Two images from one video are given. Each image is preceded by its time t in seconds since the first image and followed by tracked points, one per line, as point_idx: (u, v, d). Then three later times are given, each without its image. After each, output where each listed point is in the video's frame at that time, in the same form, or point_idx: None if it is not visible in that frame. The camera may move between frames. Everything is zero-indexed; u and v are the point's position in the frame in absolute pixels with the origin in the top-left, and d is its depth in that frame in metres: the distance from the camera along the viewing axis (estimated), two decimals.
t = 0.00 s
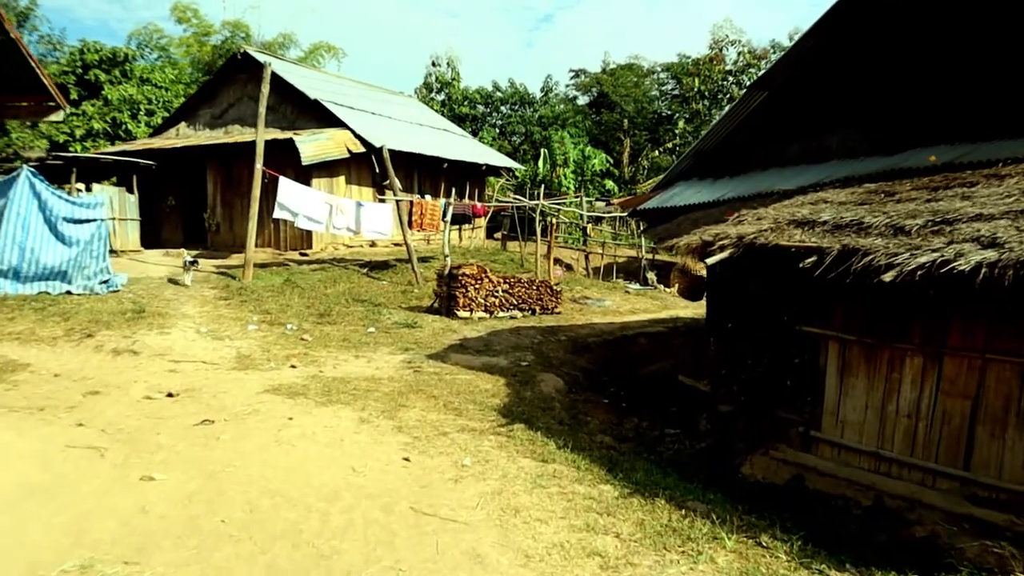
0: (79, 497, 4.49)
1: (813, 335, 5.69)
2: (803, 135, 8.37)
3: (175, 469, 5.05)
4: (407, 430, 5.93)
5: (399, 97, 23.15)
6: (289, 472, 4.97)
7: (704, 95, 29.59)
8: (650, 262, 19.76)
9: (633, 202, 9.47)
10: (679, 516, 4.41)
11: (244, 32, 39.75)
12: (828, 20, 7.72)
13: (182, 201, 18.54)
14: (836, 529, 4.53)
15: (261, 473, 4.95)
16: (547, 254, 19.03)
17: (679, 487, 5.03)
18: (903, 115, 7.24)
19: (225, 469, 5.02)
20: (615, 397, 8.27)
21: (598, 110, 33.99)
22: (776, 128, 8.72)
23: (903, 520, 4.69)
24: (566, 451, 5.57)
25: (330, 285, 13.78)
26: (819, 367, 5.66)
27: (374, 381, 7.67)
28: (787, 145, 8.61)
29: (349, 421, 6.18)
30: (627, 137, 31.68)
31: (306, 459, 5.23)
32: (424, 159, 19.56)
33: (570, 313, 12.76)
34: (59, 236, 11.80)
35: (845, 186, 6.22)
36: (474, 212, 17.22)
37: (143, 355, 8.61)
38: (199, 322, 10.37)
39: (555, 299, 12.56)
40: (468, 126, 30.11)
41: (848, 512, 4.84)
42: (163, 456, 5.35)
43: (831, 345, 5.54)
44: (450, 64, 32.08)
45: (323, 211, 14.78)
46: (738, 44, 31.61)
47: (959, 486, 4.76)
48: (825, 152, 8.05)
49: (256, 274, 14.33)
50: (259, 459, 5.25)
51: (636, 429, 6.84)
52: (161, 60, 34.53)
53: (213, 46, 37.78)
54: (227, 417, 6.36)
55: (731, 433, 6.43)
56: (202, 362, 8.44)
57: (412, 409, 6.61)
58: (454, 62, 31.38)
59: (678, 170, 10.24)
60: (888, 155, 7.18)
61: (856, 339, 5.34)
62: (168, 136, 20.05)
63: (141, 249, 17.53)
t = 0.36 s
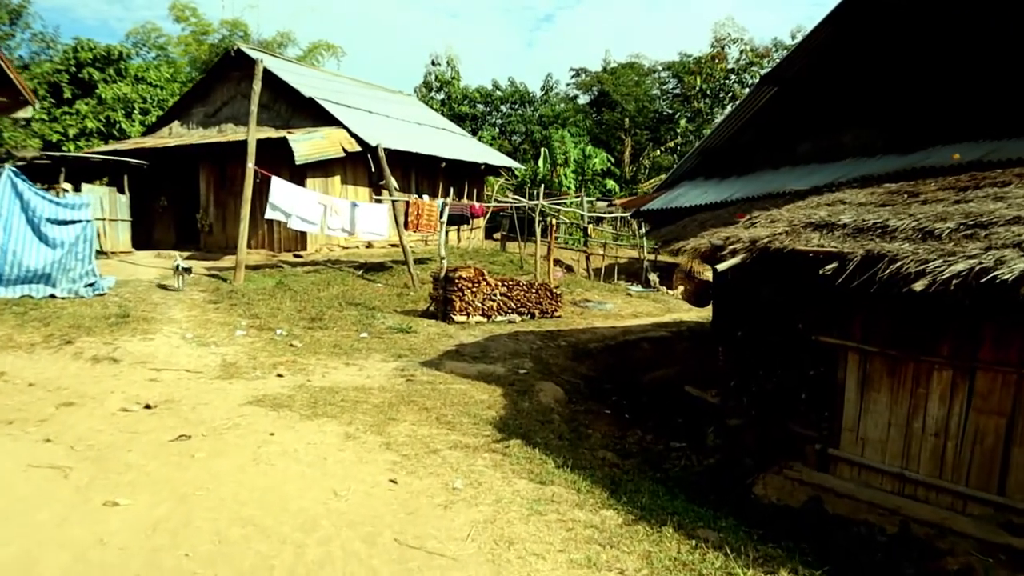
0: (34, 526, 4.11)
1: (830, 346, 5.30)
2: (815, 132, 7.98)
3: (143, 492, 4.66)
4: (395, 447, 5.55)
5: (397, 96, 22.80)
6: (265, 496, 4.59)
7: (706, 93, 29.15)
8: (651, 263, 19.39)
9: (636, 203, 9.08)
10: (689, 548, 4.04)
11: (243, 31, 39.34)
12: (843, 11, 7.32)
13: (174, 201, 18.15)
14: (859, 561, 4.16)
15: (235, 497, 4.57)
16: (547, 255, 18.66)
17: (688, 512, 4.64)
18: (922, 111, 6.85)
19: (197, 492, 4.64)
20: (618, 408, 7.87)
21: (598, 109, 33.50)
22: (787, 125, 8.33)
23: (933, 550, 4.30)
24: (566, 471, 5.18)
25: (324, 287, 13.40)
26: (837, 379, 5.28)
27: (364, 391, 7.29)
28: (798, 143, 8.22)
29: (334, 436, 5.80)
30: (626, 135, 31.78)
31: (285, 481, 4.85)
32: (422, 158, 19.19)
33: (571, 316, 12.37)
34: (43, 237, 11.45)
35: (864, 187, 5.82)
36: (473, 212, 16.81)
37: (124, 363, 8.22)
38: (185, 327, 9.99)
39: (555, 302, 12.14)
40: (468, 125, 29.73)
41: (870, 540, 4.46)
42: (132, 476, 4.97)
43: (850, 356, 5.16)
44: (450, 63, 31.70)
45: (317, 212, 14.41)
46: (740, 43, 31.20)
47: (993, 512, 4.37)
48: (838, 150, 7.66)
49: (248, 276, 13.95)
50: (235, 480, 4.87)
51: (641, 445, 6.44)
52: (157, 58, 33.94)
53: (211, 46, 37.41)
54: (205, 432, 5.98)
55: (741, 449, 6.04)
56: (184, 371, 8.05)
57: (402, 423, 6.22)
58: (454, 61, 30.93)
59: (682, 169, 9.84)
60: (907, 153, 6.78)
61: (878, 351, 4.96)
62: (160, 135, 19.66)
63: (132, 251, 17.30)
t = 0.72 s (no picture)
0: None
1: (855, 358, 4.94)
2: (831, 129, 7.61)
3: (113, 518, 4.29)
4: (388, 466, 5.17)
5: (395, 94, 22.43)
6: (246, 524, 4.23)
7: (708, 93, 28.66)
8: (654, 264, 19.02)
9: (643, 203, 8.71)
10: None
11: (241, 30, 38.96)
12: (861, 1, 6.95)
13: (167, 201, 17.76)
14: None
15: (212, 525, 4.20)
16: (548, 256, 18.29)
17: (705, 540, 4.28)
18: (945, 107, 6.48)
19: (171, 520, 4.28)
20: (624, 420, 7.49)
21: (598, 109, 33.07)
22: (801, 122, 7.97)
23: None
24: (571, 493, 4.82)
25: (319, 290, 13.03)
26: (862, 394, 4.91)
27: (357, 403, 6.92)
28: (813, 140, 7.86)
29: (323, 453, 5.44)
30: (627, 134, 31.37)
31: (268, 506, 4.49)
32: (420, 157, 18.82)
33: (573, 320, 12.00)
34: (27, 238, 11.09)
35: (889, 187, 5.46)
36: (472, 213, 16.45)
37: (106, 371, 7.85)
38: (173, 333, 9.62)
39: (556, 305, 11.77)
40: (467, 125, 29.34)
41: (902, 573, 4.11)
42: (103, 500, 4.60)
43: (877, 369, 4.79)
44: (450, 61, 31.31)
45: (312, 212, 14.06)
46: (742, 41, 30.73)
47: None
48: (856, 148, 7.30)
49: (240, 278, 13.57)
50: (214, 505, 4.51)
51: (650, 462, 6.07)
52: (153, 56, 33.46)
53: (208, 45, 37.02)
54: (186, 448, 5.61)
55: (756, 465, 5.67)
56: (168, 379, 7.66)
57: (395, 438, 5.84)
58: (453, 59, 30.50)
59: (690, 168, 9.47)
60: (929, 151, 6.42)
61: (907, 364, 4.60)
62: (153, 134, 19.27)
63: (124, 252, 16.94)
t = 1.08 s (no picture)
0: None
1: (875, 364, 4.58)
2: (843, 122, 7.24)
3: (69, 539, 3.94)
4: (371, 479, 4.81)
5: (392, 91, 22.07)
6: (213, 546, 3.89)
7: (710, 91, 28.31)
8: (655, 264, 18.68)
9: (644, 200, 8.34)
10: None
11: (240, 29, 38.68)
12: None
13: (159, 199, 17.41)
14: None
15: (176, 547, 3.86)
16: (547, 256, 17.94)
17: (713, 563, 3.92)
18: (966, 96, 6.11)
19: (132, 540, 3.93)
20: (625, 428, 7.12)
21: (599, 108, 32.70)
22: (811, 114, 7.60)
23: None
24: (568, 510, 4.47)
25: (312, 290, 12.68)
26: (883, 402, 4.55)
27: (342, 409, 6.55)
28: (824, 132, 7.48)
29: (304, 464, 5.09)
30: (628, 133, 31.01)
31: (239, 525, 4.15)
32: (417, 155, 18.46)
33: (572, 321, 11.64)
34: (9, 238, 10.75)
35: (910, 180, 5.09)
36: (470, 212, 16.09)
37: (83, 375, 7.49)
38: (157, 335, 9.26)
39: (555, 306, 11.40)
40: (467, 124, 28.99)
41: None
42: (62, 517, 4.25)
43: (899, 375, 4.43)
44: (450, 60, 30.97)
45: (305, 211, 13.72)
46: (745, 39, 30.37)
47: None
48: (869, 140, 6.92)
49: (231, 278, 13.22)
50: (181, 523, 4.16)
51: (654, 473, 5.71)
52: (151, 55, 33.13)
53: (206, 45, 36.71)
54: (157, 458, 5.26)
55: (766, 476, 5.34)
56: (147, 384, 7.31)
57: (381, 448, 5.48)
58: (452, 58, 30.14)
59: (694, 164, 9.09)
60: (949, 143, 6.04)
61: (933, 371, 4.23)
62: (145, 132, 18.93)
63: (115, 252, 16.62)
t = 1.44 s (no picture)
0: None
1: (906, 381, 4.17)
2: (859, 118, 6.83)
3: None
4: (353, 506, 4.42)
5: (389, 89, 21.66)
6: None
7: (711, 89, 27.93)
8: (657, 265, 18.30)
9: (648, 200, 7.93)
10: None
11: (237, 26, 38.27)
12: None
13: (149, 199, 16.99)
14: None
15: None
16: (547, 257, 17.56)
17: None
18: (995, 90, 5.69)
19: None
20: (628, 442, 6.72)
21: (599, 107, 32.30)
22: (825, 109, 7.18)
23: None
24: (568, 543, 4.07)
25: (303, 292, 12.29)
26: (914, 424, 4.14)
27: (327, 423, 6.16)
28: (839, 128, 7.06)
29: (282, 487, 4.69)
30: (628, 132, 30.63)
31: (205, 561, 3.75)
32: (413, 154, 18.06)
33: (572, 325, 11.25)
34: None
35: (941, 179, 4.68)
36: (467, 212, 15.71)
37: (56, 385, 7.08)
38: (139, 341, 8.86)
39: (554, 310, 11.00)
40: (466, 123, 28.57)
41: None
42: (8, 551, 3.85)
43: (933, 393, 4.02)
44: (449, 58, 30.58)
45: (297, 211, 13.32)
46: (746, 37, 29.97)
47: None
48: (888, 136, 6.51)
49: (220, 280, 12.83)
50: (140, 559, 3.77)
51: (661, 496, 5.30)
52: (146, 53, 32.71)
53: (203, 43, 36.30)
54: (123, 480, 4.85)
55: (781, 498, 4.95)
56: (122, 395, 6.91)
57: (366, 468, 5.08)
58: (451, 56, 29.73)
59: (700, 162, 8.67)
60: (976, 139, 5.62)
61: (972, 390, 3.82)
62: (136, 130, 18.50)
63: (104, 253, 16.23)
